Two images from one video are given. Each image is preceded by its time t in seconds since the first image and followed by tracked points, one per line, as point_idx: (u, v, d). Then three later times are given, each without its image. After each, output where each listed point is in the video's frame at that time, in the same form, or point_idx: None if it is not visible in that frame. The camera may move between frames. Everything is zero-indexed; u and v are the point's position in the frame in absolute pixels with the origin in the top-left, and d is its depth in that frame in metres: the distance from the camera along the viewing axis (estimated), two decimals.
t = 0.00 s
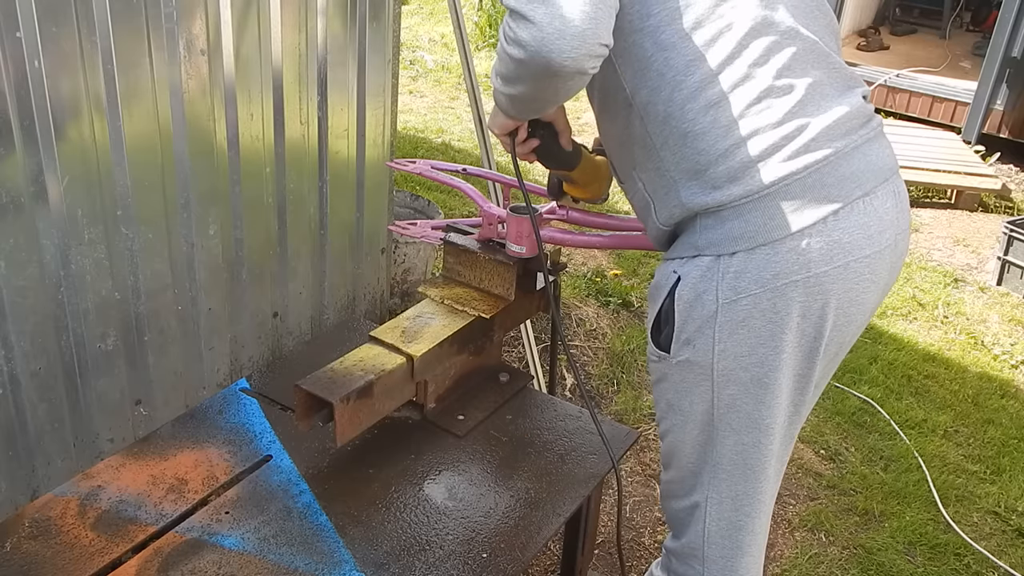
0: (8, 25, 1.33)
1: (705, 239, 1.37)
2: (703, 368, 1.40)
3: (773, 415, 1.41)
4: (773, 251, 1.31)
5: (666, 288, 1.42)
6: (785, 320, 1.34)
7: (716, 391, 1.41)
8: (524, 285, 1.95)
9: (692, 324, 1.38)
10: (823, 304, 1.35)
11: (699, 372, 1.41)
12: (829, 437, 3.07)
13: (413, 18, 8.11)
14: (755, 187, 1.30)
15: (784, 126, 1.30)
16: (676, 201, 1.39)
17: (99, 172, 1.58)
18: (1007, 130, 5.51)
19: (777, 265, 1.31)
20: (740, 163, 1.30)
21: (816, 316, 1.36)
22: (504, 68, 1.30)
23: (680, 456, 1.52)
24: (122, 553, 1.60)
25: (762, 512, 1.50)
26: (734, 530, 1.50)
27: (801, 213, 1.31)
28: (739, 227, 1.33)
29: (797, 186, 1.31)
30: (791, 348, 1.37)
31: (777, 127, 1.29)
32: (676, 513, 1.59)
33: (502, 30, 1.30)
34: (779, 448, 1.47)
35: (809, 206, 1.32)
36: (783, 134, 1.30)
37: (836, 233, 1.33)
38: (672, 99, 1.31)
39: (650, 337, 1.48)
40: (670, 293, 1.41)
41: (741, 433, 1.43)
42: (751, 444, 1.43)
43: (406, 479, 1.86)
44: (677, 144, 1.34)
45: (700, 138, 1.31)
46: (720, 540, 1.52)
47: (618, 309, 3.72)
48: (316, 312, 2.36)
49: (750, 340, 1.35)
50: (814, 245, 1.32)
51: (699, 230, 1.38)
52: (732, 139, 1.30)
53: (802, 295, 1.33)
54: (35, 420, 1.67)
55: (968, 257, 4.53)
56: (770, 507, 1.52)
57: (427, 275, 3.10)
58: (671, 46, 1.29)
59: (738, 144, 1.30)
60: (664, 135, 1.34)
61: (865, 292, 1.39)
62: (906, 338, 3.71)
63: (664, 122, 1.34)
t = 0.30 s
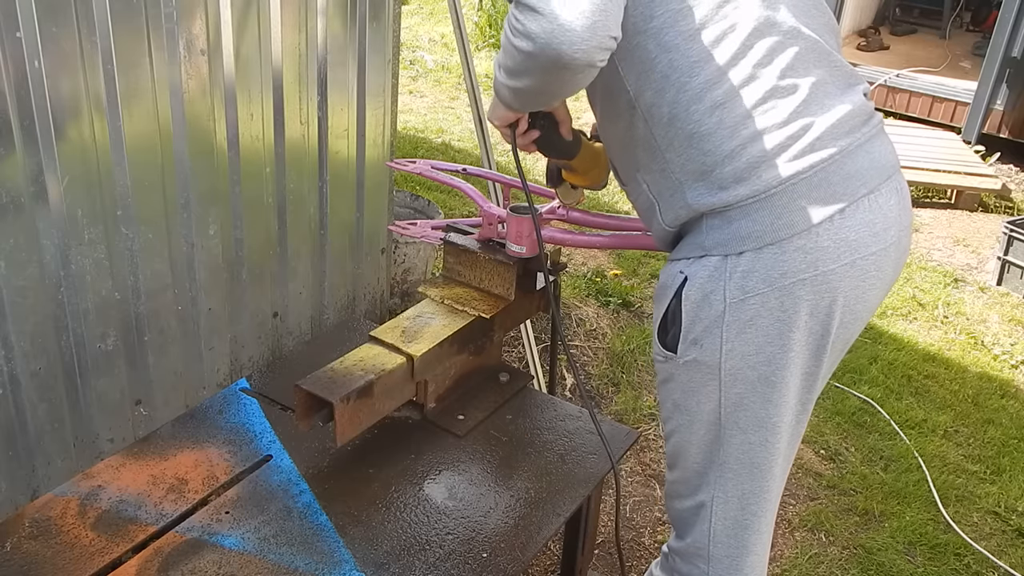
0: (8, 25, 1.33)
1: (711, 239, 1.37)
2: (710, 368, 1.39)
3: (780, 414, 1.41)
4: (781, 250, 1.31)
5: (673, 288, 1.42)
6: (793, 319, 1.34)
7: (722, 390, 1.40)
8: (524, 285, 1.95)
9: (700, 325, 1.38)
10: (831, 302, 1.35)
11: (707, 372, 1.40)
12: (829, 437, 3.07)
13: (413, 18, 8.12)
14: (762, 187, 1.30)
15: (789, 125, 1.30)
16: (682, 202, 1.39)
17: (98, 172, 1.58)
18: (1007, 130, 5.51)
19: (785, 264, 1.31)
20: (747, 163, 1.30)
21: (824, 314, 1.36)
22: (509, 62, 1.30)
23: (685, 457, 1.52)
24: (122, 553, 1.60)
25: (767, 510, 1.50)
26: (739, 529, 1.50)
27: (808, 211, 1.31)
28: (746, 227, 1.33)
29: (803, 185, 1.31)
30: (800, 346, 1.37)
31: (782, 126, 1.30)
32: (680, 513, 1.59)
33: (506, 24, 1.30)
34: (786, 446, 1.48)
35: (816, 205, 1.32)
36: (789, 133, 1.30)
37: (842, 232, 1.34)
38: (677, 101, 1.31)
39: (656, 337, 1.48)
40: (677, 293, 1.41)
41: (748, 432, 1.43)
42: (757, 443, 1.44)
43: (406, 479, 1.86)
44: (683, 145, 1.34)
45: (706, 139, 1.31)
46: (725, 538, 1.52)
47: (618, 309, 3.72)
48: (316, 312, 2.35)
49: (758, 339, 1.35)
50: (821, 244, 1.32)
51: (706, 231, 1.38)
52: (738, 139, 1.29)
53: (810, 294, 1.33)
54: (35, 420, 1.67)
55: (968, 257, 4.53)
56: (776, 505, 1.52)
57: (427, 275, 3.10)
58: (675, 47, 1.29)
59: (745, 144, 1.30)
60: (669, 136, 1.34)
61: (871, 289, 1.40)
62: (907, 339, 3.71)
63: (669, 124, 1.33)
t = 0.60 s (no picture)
0: (8, 25, 1.33)
1: (714, 239, 1.37)
2: (712, 368, 1.39)
3: (783, 414, 1.41)
4: (784, 250, 1.31)
5: (675, 289, 1.42)
6: (796, 319, 1.34)
7: (725, 391, 1.40)
8: (524, 285, 1.95)
9: (703, 325, 1.38)
10: (834, 301, 1.35)
11: (711, 372, 1.40)
12: (829, 437, 3.07)
13: (413, 18, 8.12)
14: (765, 188, 1.30)
15: (791, 126, 1.30)
16: (685, 204, 1.38)
17: (99, 172, 1.58)
18: (1008, 130, 5.51)
19: (788, 265, 1.31)
20: (750, 164, 1.30)
21: (828, 314, 1.36)
22: (514, 75, 1.30)
23: (688, 457, 1.52)
24: (122, 553, 1.60)
25: (769, 510, 1.50)
26: (741, 529, 1.50)
27: (812, 211, 1.31)
28: (749, 228, 1.33)
29: (806, 185, 1.31)
30: (804, 346, 1.37)
31: (784, 127, 1.30)
32: (681, 512, 1.59)
33: (509, 37, 1.29)
34: (788, 446, 1.48)
35: (819, 206, 1.32)
36: (792, 133, 1.30)
37: (846, 231, 1.34)
38: (680, 103, 1.31)
39: (658, 337, 1.47)
40: (680, 294, 1.41)
41: (750, 432, 1.43)
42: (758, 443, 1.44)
43: (406, 479, 1.86)
44: (685, 147, 1.33)
45: (709, 141, 1.31)
46: (726, 538, 1.52)
47: (618, 309, 3.72)
48: (316, 312, 2.35)
49: (761, 339, 1.35)
50: (824, 245, 1.32)
51: (708, 231, 1.38)
52: (741, 139, 1.29)
53: (814, 293, 1.33)
54: (35, 420, 1.67)
55: (968, 257, 4.53)
56: (778, 505, 1.52)
57: (427, 276, 3.10)
58: (677, 49, 1.29)
59: (748, 145, 1.29)
60: (672, 138, 1.34)
61: (874, 289, 1.40)
62: (907, 339, 3.70)
63: (672, 126, 1.33)
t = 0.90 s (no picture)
0: (8, 25, 1.33)
1: (719, 241, 1.36)
2: (716, 369, 1.39)
3: (787, 415, 1.41)
4: (789, 251, 1.31)
5: (679, 290, 1.42)
6: (801, 319, 1.34)
7: (729, 392, 1.40)
8: (524, 285, 1.95)
9: (707, 326, 1.38)
10: (839, 303, 1.35)
11: (714, 374, 1.40)
12: (829, 438, 3.07)
13: (413, 18, 8.13)
14: (769, 190, 1.30)
15: (795, 128, 1.30)
16: (689, 206, 1.38)
17: (98, 173, 1.58)
18: (1007, 130, 5.51)
19: (793, 266, 1.31)
20: (754, 166, 1.30)
21: (832, 315, 1.36)
22: (514, 81, 1.30)
23: (691, 458, 1.52)
24: (122, 553, 1.60)
25: (772, 512, 1.50)
26: (744, 530, 1.50)
27: (816, 212, 1.32)
28: (753, 229, 1.33)
29: (810, 186, 1.31)
30: (808, 347, 1.37)
31: (788, 129, 1.30)
32: (684, 513, 1.59)
33: (510, 42, 1.30)
34: (792, 447, 1.48)
35: (823, 207, 1.32)
36: (795, 135, 1.30)
37: (850, 232, 1.34)
38: (682, 105, 1.31)
39: (662, 339, 1.47)
40: (684, 295, 1.41)
41: (754, 433, 1.43)
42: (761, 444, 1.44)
43: (406, 479, 1.86)
44: (688, 149, 1.33)
45: (712, 143, 1.31)
46: (729, 539, 1.52)
47: (618, 309, 3.73)
48: (316, 312, 2.35)
49: (765, 340, 1.35)
50: (828, 246, 1.32)
51: (712, 233, 1.38)
52: (745, 141, 1.29)
53: (818, 294, 1.33)
54: (35, 421, 1.67)
55: (968, 257, 4.53)
56: (781, 506, 1.52)
57: (427, 276, 3.10)
58: (678, 53, 1.29)
59: (752, 147, 1.30)
60: (674, 141, 1.34)
61: (878, 289, 1.40)
62: (907, 339, 3.70)
63: (675, 129, 1.33)
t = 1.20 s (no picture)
0: (8, 25, 1.33)
1: (720, 241, 1.36)
2: (716, 370, 1.39)
3: (788, 415, 1.41)
4: (790, 252, 1.31)
5: (680, 290, 1.42)
6: (802, 320, 1.34)
7: (730, 392, 1.40)
8: (525, 286, 1.95)
9: (708, 327, 1.38)
10: (840, 303, 1.35)
11: (716, 375, 1.40)
12: (829, 438, 3.07)
13: (413, 18, 8.13)
14: (770, 190, 1.30)
15: (795, 128, 1.30)
16: (689, 207, 1.38)
17: (98, 173, 1.58)
18: (1007, 130, 5.50)
19: (793, 266, 1.31)
20: (754, 167, 1.30)
21: (833, 316, 1.36)
22: (512, 87, 1.30)
23: (692, 459, 1.52)
24: (122, 553, 1.60)
25: (772, 512, 1.50)
26: (745, 530, 1.50)
27: (816, 213, 1.32)
28: (754, 230, 1.33)
29: (811, 187, 1.31)
30: (809, 348, 1.37)
31: (788, 129, 1.30)
32: (685, 513, 1.59)
33: (507, 48, 1.29)
34: (793, 447, 1.48)
35: (824, 208, 1.32)
36: (796, 135, 1.30)
37: (851, 233, 1.34)
38: (682, 107, 1.31)
39: (663, 339, 1.47)
40: (685, 295, 1.41)
41: (755, 434, 1.43)
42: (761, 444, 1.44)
43: (406, 479, 1.86)
44: (688, 150, 1.33)
45: (712, 144, 1.31)
46: (730, 539, 1.52)
47: (618, 309, 3.73)
48: (316, 312, 2.35)
49: (766, 341, 1.35)
50: (829, 247, 1.32)
51: (713, 233, 1.37)
52: (745, 142, 1.29)
53: (819, 295, 1.33)
54: (35, 420, 1.67)
55: (968, 257, 4.53)
56: (782, 507, 1.52)
57: (427, 276, 3.10)
58: (677, 54, 1.29)
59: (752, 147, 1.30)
60: (674, 142, 1.34)
61: (879, 289, 1.40)
62: (907, 339, 3.70)
63: (674, 130, 1.33)
